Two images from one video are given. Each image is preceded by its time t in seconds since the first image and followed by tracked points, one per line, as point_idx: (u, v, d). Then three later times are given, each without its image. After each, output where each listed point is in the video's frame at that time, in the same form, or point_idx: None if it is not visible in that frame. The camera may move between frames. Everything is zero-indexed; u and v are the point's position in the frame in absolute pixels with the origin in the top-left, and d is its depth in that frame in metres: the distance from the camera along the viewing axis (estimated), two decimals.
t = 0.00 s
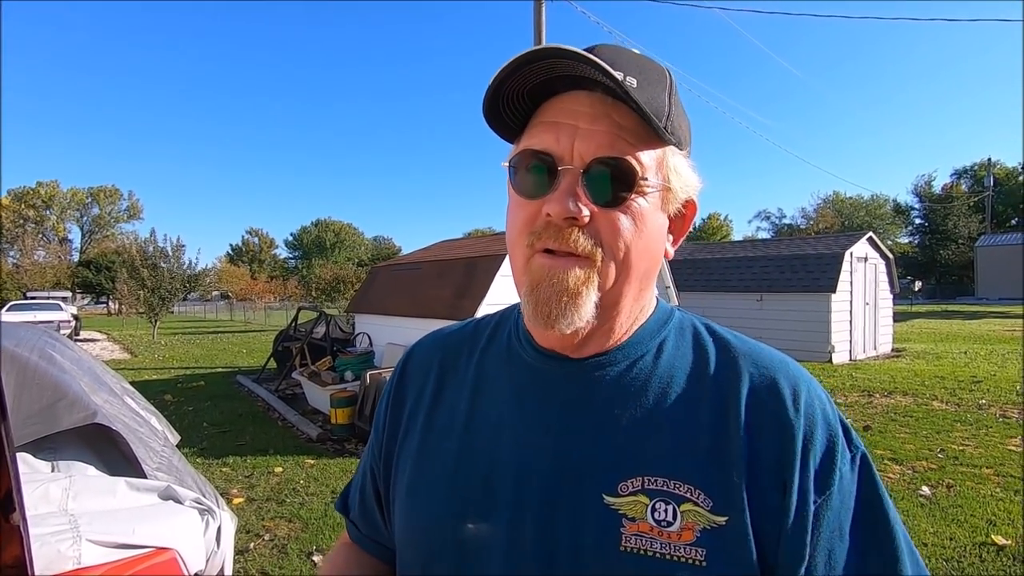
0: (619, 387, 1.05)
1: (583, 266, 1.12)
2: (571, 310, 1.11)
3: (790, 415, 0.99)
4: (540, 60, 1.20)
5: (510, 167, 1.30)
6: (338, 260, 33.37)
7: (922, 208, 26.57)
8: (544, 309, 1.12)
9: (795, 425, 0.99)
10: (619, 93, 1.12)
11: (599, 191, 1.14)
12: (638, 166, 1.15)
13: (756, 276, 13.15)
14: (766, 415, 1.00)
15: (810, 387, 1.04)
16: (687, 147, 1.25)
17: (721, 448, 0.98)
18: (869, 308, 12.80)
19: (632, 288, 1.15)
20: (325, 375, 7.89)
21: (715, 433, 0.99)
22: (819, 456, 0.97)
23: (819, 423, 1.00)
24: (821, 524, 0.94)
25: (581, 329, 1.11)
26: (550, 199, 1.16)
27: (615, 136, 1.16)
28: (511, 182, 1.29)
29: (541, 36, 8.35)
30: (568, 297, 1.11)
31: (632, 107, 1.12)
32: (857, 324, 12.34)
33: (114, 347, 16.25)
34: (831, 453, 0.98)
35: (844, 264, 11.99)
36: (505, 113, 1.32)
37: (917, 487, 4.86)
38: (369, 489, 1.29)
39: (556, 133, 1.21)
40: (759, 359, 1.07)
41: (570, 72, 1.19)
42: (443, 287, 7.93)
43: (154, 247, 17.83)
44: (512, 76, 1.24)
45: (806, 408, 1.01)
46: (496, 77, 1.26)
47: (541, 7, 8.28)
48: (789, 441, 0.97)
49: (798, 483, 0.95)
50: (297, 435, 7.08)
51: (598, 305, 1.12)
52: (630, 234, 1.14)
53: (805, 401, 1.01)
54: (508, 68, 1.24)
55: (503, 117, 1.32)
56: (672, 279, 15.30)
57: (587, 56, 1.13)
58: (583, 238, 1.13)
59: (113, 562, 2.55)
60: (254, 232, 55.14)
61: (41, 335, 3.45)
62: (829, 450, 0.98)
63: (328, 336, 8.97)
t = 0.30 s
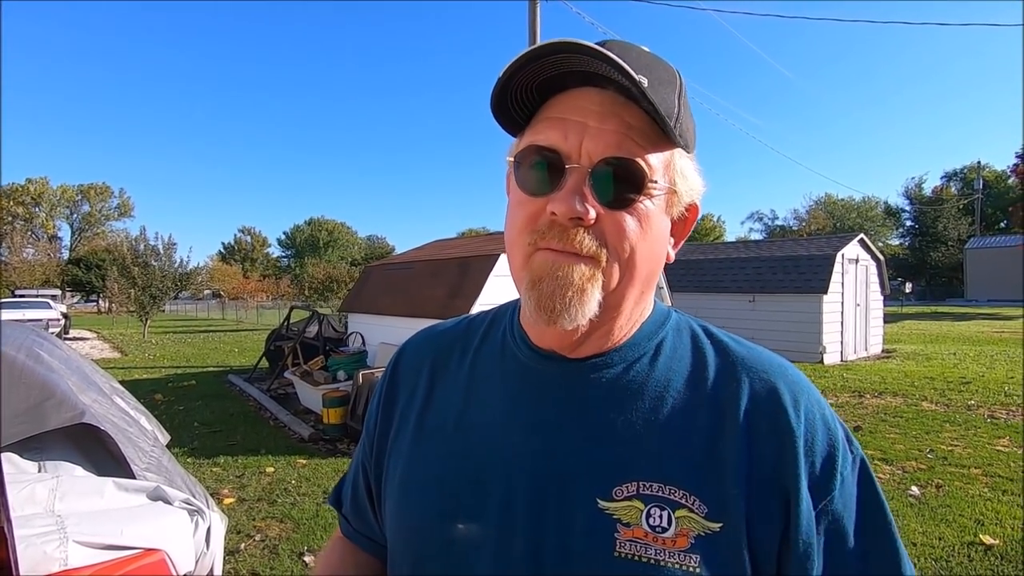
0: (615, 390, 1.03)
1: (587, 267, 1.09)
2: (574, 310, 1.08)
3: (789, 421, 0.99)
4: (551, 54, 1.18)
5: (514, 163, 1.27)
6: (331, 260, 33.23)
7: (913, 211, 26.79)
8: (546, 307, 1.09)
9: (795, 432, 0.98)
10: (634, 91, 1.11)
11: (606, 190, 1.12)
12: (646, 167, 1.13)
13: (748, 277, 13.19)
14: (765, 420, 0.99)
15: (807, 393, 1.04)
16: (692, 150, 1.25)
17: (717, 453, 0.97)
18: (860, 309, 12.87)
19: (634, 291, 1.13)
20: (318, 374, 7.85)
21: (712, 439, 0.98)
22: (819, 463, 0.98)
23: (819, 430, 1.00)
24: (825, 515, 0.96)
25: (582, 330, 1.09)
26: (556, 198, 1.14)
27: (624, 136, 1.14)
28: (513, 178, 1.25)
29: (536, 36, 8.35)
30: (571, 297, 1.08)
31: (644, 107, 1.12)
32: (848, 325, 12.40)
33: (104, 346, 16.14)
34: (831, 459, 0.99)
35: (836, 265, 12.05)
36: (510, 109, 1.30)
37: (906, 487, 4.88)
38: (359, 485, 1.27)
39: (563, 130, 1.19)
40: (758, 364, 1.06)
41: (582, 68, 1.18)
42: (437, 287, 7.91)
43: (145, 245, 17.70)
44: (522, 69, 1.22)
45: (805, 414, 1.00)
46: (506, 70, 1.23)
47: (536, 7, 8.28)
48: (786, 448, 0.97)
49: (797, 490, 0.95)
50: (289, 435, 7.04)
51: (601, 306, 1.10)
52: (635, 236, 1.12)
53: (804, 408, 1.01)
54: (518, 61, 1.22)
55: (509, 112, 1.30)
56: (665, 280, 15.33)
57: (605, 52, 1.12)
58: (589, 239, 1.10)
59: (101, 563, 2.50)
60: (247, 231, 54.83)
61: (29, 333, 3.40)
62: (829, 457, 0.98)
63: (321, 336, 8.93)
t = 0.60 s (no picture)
0: (618, 390, 1.04)
1: (600, 261, 1.09)
2: (585, 306, 1.07)
3: (788, 425, 1.01)
4: (578, 46, 1.17)
5: (529, 153, 1.24)
6: (322, 257, 33.09)
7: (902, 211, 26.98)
8: (556, 302, 1.08)
9: (792, 436, 1.01)
10: (662, 88, 1.12)
11: (623, 187, 1.12)
12: (665, 166, 1.14)
13: (740, 277, 13.23)
14: (764, 424, 1.01)
15: (805, 400, 1.06)
16: (707, 153, 1.25)
17: (717, 454, 0.98)
18: (850, 309, 12.94)
19: (643, 289, 1.13)
20: (309, 372, 7.80)
21: (713, 441, 1.00)
22: (815, 469, 1.00)
23: (815, 436, 1.02)
24: (816, 526, 0.97)
25: (590, 326, 1.08)
26: (573, 191, 1.12)
27: (645, 133, 1.14)
28: (528, 169, 1.23)
29: (529, 35, 8.33)
30: (583, 292, 1.08)
31: (670, 104, 1.12)
32: (838, 324, 12.46)
33: (92, 343, 16.02)
34: (825, 467, 1.01)
35: (826, 265, 12.11)
36: (527, 97, 1.26)
37: (894, 485, 4.90)
38: (351, 477, 1.24)
39: (584, 123, 1.17)
40: (758, 368, 1.08)
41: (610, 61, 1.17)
42: (429, 285, 7.87)
43: (135, 242, 17.56)
44: (547, 60, 1.20)
45: (803, 420, 1.03)
46: (530, 58, 1.21)
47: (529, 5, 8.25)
48: (784, 451, 0.99)
49: (793, 494, 0.97)
50: (280, 433, 6.99)
51: (611, 303, 1.10)
52: (649, 234, 1.12)
53: (801, 414, 1.03)
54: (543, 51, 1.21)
55: (527, 101, 1.26)
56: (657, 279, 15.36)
57: (637, 45, 1.12)
58: (605, 234, 1.09)
59: (85, 563, 2.48)
60: (238, 228, 54.52)
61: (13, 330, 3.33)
62: (823, 464, 1.01)
63: (312, 334, 8.88)
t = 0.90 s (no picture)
0: (627, 387, 1.03)
1: (611, 256, 1.06)
2: (595, 300, 1.05)
3: (800, 425, 1.00)
4: (590, 35, 1.16)
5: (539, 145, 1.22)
6: (315, 255, 32.97)
7: (893, 210, 27.14)
8: (566, 295, 1.06)
9: (805, 436, 1.00)
10: (676, 78, 1.10)
11: (635, 179, 1.09)
12: (678, 158, 1.11)
13: (733, 275, 13.26)
14: (776, 423, 1.01)
15: (818, 400, 1.05)
16: (721, 147, 1.23)
17: (728, 455, 0.98)
18: (841, 308, 12.99)
19: (654, 284, 1.11)
20: (302, 370, 7.75)
21: (723, 442, 0.99)
22: (827, 470, 1.00)
23: (827, 437, 1.02)
24: (828, 528, 0.97)
25: (599, 322, 1.06)
26: (584, 183, 1.10)
27: (658, 125, 1.12)
28: (538, 161, 1.20)
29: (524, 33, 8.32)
30: (594, 287, 1.06)
31: (683, 94, 1.10)
32: (829, 322, 12.52)
33: (82, 341, 15.91)
34: (838, 469, 1.01)
35: (818, 264, 12.15)
36: (537, 88, 1.24)
37: (885, 482, 4.92)
38: (356, 468, 1.23)
39: (595, 114, 1.15)
40: (770, 367, 1.07)
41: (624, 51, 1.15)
42: (422, 283, 7.85)
43: (126, 238, 17.43)
44: (558, 49, 1.19)
45: (816, 420, 1.02)
46: (542, 48, 1.20)
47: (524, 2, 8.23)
48: (796, 451, 0.99)
49: (805, 495, 0.96)
50: (272, 430, 6.95)
51: (622, 298, 1.08)
52: (661, 228, 1.10)
53: (814, 415, 1.03)
54: (554, 41, 1.19)
55: (537, 92, 1.24)
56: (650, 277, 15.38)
57: (653, 34, 1.10)
58: (616, 228, 1.07)
59: (73, 561, 2.45)
60: (230, 224, 54.24)
61: None
62: (836, 466, 1.01)
63: (305, 331, 8.83)
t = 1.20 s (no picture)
0: (638, 393, 1.03)
1: (616, 261, 1.06)
2: (601, 308, 1.05)
3: (820, 432, 1.00)
4: (593, 32, 1.15)
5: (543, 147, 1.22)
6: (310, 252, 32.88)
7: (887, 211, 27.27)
8: (571, 301, 1.06)
9: (825, 443, 1.00)
10: (684, 75, 1.09)
11: (641, 181, 1.09)
12: (686, 158, 1.11)
13: (728, 274, 13.30)
14: (794, 430, 1.01)
15: (837, 403, 1.06)
16: (732, 143, 1.22)
17: (744, 463, 0.98)
18: (835, 308, 13.05)
19: (662, 287, 1.11)
20: (296, 366, 7.73)
21: (738, 451, 0.99)
22: (849, 476, 1.00)
23: (849, 443, 1.02)
24: (853, 532, 0.98)
25: (608, 328, 1.07)
26: (588, 187, 1.10)
27: (665, 124, 1.11)
28: (542, 164, 1.21)
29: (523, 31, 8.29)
30: (600, 293, 1.06)
31: (691, 90, 1.09)
32: (823, 322, 12.56)
33: (75, 336, 15.85)
34: (859, 475, 1.01)
35: (812, 264, 12.19)
36: (540, 87, 1.24)
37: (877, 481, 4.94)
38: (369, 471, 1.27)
39: (599, 114, 1.15)
40: (786, 372, 1.07)
41: (628, 48, 1.14)
42: (418, 280, 7.83)
43: (120, 233, 17.34)
44: (562, 46, 1.18)
45: (836, 426, 1.02)
46: (543, 48, 1.20)
47: None
48: (816, 459, 0.99)
49: (826, 503, 0.97)
50: (266, 427, 6.93)
51: (628, 303, 1.08)
52: (669, 231, 1.09)
53: (835, 420, 1.03)
54: (557, 39, 1.18)
55: (541, 91, 1.24)
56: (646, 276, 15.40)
57: (656, 29, 1.09)
58: (622, 232, 1.07)
59: (65, 558, 2.43)
60: (225, 219, 53.96)
61: None
62: (859, 472, 1.01)
63: (300, 328, 8.80)
